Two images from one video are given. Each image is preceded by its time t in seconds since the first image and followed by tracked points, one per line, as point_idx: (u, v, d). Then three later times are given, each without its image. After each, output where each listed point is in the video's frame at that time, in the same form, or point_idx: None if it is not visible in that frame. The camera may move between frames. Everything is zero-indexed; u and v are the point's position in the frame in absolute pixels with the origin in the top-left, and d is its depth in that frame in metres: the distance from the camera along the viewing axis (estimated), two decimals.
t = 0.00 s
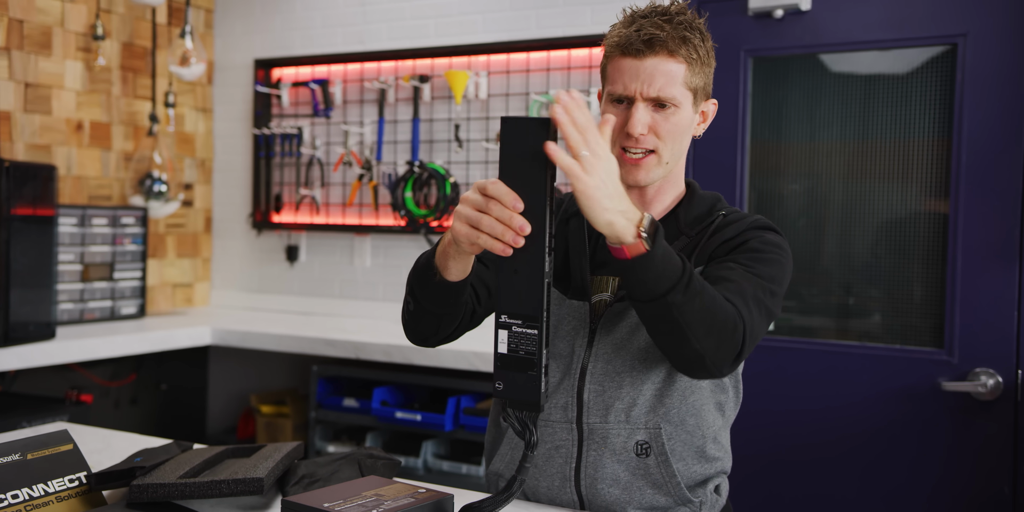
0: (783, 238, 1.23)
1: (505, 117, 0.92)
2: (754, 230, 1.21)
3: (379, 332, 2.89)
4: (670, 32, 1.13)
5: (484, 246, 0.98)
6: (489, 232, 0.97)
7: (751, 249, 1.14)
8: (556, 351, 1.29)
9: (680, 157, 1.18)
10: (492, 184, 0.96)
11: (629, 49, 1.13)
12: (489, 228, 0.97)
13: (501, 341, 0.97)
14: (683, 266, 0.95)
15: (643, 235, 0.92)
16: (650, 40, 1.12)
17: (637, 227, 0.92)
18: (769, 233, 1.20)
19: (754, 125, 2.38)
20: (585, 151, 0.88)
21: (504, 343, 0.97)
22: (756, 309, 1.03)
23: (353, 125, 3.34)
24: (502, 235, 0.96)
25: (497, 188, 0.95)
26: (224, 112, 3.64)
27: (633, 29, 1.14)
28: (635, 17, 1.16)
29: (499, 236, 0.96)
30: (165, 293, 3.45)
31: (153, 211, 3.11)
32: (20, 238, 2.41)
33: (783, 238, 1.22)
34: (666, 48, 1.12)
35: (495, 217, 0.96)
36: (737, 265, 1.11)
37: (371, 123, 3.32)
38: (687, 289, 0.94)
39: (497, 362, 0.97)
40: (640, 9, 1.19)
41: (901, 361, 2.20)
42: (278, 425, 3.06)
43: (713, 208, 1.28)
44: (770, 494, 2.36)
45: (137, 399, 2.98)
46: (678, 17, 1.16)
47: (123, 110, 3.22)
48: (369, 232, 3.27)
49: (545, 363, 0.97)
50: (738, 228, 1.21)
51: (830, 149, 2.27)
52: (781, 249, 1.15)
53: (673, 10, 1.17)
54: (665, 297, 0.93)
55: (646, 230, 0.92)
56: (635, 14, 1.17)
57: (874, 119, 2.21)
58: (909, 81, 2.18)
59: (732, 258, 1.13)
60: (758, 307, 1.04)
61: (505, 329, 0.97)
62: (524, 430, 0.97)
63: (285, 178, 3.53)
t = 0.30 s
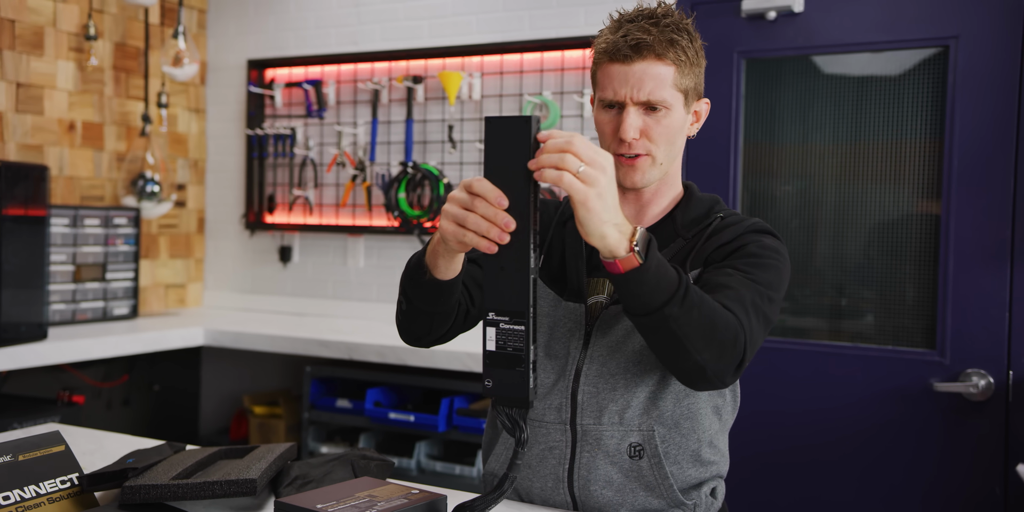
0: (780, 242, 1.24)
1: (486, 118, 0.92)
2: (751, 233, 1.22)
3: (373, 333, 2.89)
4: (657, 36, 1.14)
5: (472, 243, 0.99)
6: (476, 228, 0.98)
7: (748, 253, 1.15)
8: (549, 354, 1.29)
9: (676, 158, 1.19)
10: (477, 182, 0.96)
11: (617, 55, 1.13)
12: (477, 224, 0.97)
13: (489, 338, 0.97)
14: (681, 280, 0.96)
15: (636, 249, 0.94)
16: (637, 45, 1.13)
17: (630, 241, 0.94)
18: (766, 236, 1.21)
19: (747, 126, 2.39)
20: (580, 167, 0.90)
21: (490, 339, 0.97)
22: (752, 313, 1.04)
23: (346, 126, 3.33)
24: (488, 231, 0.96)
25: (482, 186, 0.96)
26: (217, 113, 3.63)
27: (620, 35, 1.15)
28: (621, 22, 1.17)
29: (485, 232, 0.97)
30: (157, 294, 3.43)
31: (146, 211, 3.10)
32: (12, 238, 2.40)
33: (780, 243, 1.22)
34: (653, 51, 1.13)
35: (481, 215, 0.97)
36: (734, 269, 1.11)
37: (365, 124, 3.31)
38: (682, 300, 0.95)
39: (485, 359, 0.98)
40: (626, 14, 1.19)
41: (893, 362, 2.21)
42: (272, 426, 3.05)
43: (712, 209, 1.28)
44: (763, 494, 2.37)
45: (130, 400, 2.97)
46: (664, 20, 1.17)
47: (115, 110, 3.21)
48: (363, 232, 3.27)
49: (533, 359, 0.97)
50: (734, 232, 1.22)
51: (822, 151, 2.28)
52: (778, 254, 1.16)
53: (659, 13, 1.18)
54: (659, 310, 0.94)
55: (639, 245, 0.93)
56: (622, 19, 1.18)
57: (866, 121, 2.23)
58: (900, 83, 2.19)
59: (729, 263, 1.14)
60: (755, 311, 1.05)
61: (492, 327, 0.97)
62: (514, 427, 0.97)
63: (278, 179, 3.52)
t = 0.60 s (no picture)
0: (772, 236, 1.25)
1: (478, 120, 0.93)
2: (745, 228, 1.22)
3: (369, 331, 2.89)
4: (651, 33, 1.14)
5: (463, 243, 0.98)
6: (467, 228, 0.97)
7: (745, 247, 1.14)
8: (543, 351, 1.29)
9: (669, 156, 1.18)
10: (469, 181, 0.96)
11: (611, 53, 1.13)
12: (467, 224, 0.97)
13: (483, 337, 0.98)
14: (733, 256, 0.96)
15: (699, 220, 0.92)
16: (632, 42, 1.13)
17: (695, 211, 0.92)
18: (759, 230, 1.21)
19: (743, 125, 2.39)
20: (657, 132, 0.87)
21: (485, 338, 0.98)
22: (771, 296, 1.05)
23: (342, 124, 3.33)
24: (480, 231, 0.96)
25: (474, 185, 0.95)
26: (212, 111, 3.62)
27: (615, 33, 1.15)
28: (615, 21, 1.17)
29: (477, 232, 0.96)
30: (153, 292, 3.42)
31: (141, 210, 3.08)
32: (5, 237, 2.39)
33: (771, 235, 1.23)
34: (648, 49, 1.13)
35: (472, 215, 0.96)
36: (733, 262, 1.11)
37: (361, 123, 3.31)
38: (735, 278, 0.95)
39: (478, 358, 0.98)
40: (619, 13, 1.20)
41: (887, 361, 2.22)
42: (267, 425, 3.05)
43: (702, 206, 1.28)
44: (758, 493, 2.38)
45: (124, 399, 2.96)
46: (658, 18, 1.17)
47: (110, 109, 3.20)
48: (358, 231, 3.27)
49: (527, 358, 0.98)
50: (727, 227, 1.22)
51: (818, 151, 2.28)
52: (773, 246, 1.15)
53: (652, 12, 1.18)
54: (716, 286, 0.94)
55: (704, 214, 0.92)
56: (615, 17, 1.19)
57: (861, 120, 2.23)
58: (895, 83, 2.20)
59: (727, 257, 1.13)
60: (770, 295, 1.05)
61: (486, 326, 0.98)
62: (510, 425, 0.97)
63: (273, 177, 3.51)
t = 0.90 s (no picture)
0: (775, 241, 1.23)
1: (487, 116, 0.92)
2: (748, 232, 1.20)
3: (369, 329, 2.89)
4: (663, 31, 1.14)
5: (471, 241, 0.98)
6: (476, 227, 0.97)
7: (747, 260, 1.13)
8: (546, 349, 1.29)
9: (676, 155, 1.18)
10: (477, 179, 0.96)
11: (623, 50, 1.13)
12: (477, 224, 0.97)
13: (489, 336, 0.97)
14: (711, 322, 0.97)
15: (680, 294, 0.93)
16: (644, 40, 1.13)
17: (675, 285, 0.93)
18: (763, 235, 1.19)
19: (743, 122, 2.39)
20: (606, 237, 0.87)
21: (492, 336, 0.97)
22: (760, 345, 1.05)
23: (342, 122, 3.33)
24: (488, 229, 0.96)
25: (481, 183, 0.96)
26: (211, 108, 3.62)
27: (627, 29, 1.15)
28: (627, 17, 1.17)
29: (486, 232, 0.96)
30: (153, 290, 3.42)
31: (140, 207, 3.08)
32: (5, 234, 2.39)
33: (775, 241, 1.21)
34: (660, 48, 1.13)
35: (480, 213, 0.97)
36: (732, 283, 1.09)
37: (360, 120, 3.30)
38: (714, 344, 0.97)
39: (483, 357, 0.98)
40: (629, 9, 1.20)
41: (888, 358, 2.22)
42: (267, 423, 3.05)
43: (706, 207, 1.28)
44: (759, 490, 2.38)
45: (124, 397, 2.95)
46: (669, 15, 1.17)
47: (110, 106, 3.20)
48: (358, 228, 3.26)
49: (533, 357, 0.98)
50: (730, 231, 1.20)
51: (818, 147, 2.28)
52: (774, 259, 1.15)
53: (664, 9, 1.18)
54: (694, 353, 0.96)
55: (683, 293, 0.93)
56: (626, 13, 1.18)
57: (861, 117, 2.23)
58: (896, 79, 2.19)
59: (727, 273, 1.12)
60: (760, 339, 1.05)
61: (492, 324, 0.97)
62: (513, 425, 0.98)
63: (273, 174, 3.50)
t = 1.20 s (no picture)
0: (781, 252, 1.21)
1: (488, 114, 0.92)
2: (755, 244, 1.18)
3: (368, 327, 2.89)
4: (666, 27, 1.13)
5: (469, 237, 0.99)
6: (474, 223, 0.98)
7: (750, 287, 1.13)
8: (547, 347, 1.30)
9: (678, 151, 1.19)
10: (476, 176, 0.97)
11: (625, 45, 1.13)
12: (475, 219, 0.97)
13: (488, 335, 0.96)
14: (666, 428, 0.99)
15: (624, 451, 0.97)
16: (648, 35, 1.12)
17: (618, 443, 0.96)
18: (769, 249, 1.18)
19: (743, 119, 2.38)
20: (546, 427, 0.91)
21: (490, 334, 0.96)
22: (747, 397, 1.07)
23: (340, 119, 3.32)
24: (486, 226, 0.96)
25: (480, 179, 0.96)
26: (209, 105, 3.61)
27: (629, 24, 1.14)
28: (631, 12, 1.17)
29: (483, 227, 0.97)
30: (150, 287, 3.42)
31: (139, 204, 3.08)
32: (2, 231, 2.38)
33: (781, 255, 1.19)
34: (664, 44, 1.12)
35: (478, 209, 0.97)
36: (731, 317, 1.11)
37: (359, 117, 3.30)
38: (673, 457, 0.99)
39: (482, 356, 0.96)
40: (634, 5, 1.19)
41: (887, 356, 2.22)
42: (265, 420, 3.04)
43: (712, 207, 1.26)
44: (757, 488, 2.38)
45: (122, 394, 2.95)
46: (673, 11, 1.16)
47: (107, 103, 3.19)
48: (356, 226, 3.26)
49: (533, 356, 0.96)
50: (735, 244, 1.19)
51: (817, 145, 2.28)
52: (779, 287, 1.14)
53: (668, 5, 1.17)
54: (654, 466, 0.99)
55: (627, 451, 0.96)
56: (630, 9, 1.18)
57: (861, 115, 2.23)
58: (896, 77, 2.19)
59: (728, 305, 1.12)
60: (750, 386, 1.08)
61: (491, 323, 0.96)
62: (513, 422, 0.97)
63: (271, 171, 3.49)
